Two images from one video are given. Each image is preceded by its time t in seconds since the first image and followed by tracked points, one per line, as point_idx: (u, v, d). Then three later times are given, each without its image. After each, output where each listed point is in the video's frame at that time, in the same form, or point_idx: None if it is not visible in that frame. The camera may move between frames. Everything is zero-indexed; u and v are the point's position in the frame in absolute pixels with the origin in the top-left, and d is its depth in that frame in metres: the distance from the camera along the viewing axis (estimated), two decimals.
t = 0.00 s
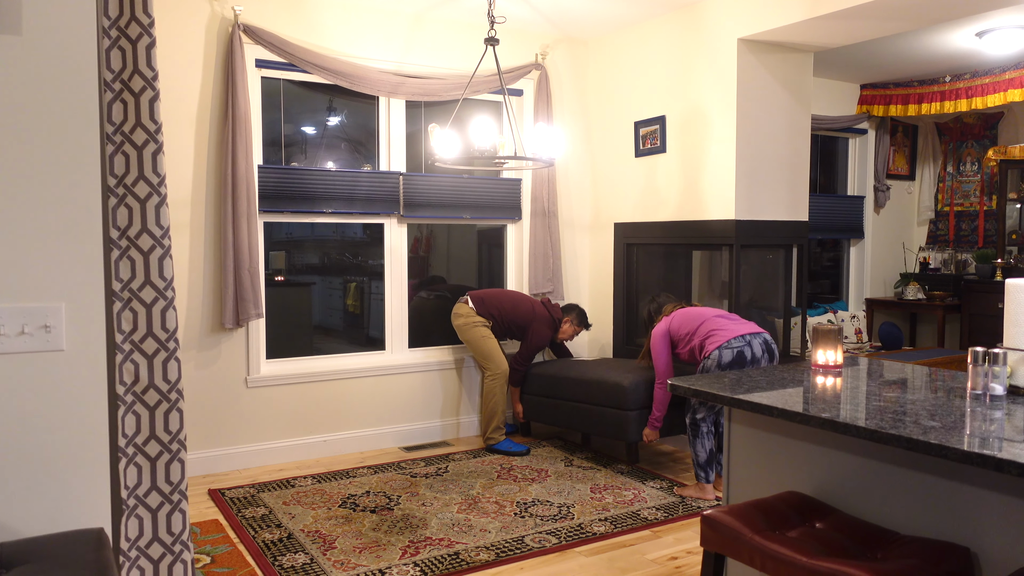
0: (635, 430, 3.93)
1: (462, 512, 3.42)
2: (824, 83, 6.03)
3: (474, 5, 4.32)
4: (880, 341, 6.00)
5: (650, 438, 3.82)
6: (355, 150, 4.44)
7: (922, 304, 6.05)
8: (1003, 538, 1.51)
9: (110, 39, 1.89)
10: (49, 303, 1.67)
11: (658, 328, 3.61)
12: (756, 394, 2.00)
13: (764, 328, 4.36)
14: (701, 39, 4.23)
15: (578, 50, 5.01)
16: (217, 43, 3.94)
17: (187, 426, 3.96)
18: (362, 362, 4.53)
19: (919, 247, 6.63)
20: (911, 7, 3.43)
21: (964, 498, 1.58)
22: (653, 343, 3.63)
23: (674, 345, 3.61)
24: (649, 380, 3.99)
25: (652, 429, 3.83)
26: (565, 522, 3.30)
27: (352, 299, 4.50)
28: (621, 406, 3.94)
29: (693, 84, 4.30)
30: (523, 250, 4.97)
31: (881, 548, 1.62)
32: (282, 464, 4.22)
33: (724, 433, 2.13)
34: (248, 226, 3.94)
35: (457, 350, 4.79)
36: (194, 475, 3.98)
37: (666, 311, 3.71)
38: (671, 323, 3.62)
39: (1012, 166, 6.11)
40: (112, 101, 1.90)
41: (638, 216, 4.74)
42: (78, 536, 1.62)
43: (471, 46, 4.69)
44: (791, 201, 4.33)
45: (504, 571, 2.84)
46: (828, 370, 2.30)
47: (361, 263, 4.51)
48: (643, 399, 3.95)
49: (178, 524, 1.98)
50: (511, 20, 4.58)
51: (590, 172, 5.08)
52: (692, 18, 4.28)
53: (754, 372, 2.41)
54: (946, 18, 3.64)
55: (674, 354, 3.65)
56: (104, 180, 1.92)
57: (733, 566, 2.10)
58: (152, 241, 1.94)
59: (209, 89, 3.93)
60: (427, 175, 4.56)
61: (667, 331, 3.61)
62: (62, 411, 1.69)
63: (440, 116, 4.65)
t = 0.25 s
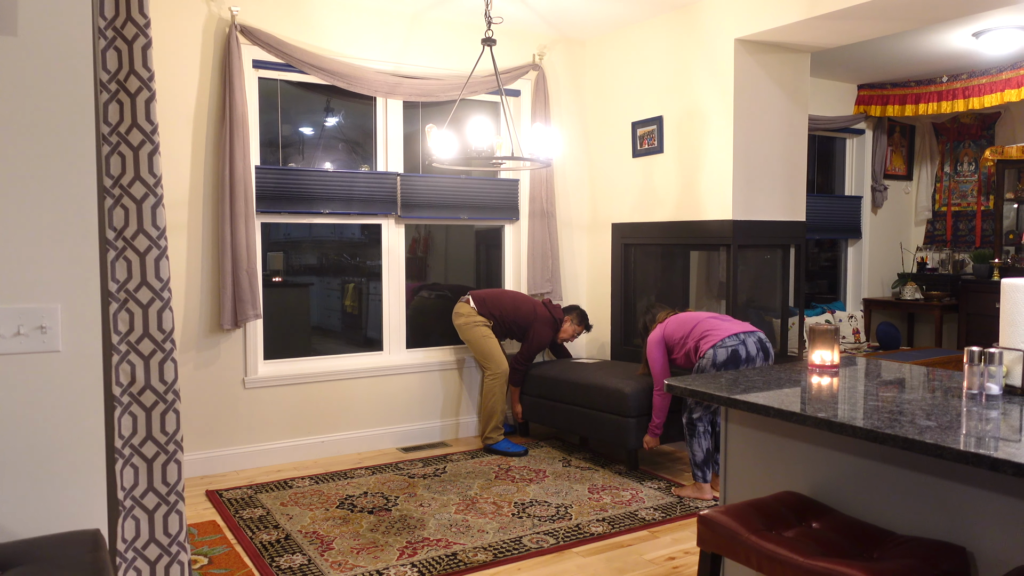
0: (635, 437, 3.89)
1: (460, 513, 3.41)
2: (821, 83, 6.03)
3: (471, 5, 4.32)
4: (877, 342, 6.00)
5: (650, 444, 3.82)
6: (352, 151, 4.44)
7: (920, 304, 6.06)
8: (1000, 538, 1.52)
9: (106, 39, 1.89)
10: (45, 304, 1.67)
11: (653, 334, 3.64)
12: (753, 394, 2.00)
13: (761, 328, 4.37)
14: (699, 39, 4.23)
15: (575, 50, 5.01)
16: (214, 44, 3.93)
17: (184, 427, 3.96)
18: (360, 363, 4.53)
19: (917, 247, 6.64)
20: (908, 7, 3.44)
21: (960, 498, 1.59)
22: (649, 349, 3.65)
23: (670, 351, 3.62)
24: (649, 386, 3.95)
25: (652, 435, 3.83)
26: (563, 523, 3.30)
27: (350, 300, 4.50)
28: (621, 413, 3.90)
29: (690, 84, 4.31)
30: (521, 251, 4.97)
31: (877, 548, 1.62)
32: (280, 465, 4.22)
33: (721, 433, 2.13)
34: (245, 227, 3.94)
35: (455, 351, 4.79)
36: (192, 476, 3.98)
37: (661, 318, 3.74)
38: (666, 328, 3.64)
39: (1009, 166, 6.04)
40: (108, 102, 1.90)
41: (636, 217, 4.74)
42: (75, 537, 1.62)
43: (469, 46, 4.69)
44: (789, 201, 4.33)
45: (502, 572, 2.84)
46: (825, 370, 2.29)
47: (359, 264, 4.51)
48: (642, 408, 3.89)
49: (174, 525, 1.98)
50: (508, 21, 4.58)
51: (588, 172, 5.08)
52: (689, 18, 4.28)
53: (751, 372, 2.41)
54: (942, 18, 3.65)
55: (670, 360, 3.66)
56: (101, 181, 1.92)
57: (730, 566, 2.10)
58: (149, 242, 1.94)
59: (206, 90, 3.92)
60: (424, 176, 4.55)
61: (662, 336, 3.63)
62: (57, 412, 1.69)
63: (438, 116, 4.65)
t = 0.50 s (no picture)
0: (636, 444, 3.87)
1: (456, 515, 3.42)
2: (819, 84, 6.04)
3: (469, 7, 4.32)
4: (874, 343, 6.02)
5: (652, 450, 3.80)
6: (350, 152, 4.44)
7: (917, 306, 6.07)
8: (993, 541, 1.52)
9: (103, 43, 1.89)
10: (41, 307, 1.67)
11: (649, 341, 3.65)
12: (749, 397, 2.00)
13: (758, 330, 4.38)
14: (696, 41, 4.24)
15: (573, 52, 5.02)
16: (211, 45, 3.93)
17: (182, 428, 3.96)
18: (357, 364, 4.53)
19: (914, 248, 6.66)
20: (904, 10, 3.45)
21: (953, 501, 1.59)
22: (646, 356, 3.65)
23: (667, 357, 3.63)
24: (647, 389, 3.95)
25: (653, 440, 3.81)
26: (560, 525, 3.30)
27: (347, 301, 4.50)
28: (621, 419, 3.89)
29: (688, 86, 4.31)
30: (518, 252, 4.97)
31: (872, 551, 1.63)
32: (277, 466, 4.22)
33: (717, 436, 2.13)
34: (243, 228, 3.94)
35: (452, 352, 4.80)
36: (189, 478, 3.98)
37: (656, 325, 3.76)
38: (662, 335, 3.65)
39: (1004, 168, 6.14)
40: (105, 105, 1.90)
41: (633, 218, 4.75)
42: (71, 540, 1.63)
43: (466, 48, 4.70)
44: (786, 203, 4.34)
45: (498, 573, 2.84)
46: (821, 372, 2.30)
47: (357, 265, 4.51)
48: (641, 415, 3.86)
49: (171, 528, 1.98)
50: (506, 23, 4.58)
51: (585, 174, 5.09)
52: (686, 21, 4.29)
53: (747, 375, 2.41)
54: (939, 21, 3.66)
55: (668, 367, 3.66)
56: (98, 184, 1.92)
57: (726, 570, 2.10)
58: (146, 245, 1.94)
59: (203, 91, 3.92)
60: (422, 177, 4.56)
61: (659, 343, 3.64)
62: (54, 415, 1.69)
63: (435, 118, 4.66)
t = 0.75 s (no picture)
0: (637, 450, 3.87)
1: (453, 516, 3.42)
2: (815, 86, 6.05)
3: (466, 9, 4.33)
4: (870, 343, 6.04)
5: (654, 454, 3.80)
6: (347, 154, 4.44)
7: (912, 307, 6.09)
8: (986, 545, 1.53)
9: (99, 47, 1.89)
10: (38, 312, 1.68)
11: (646, 348, 3.65)
12: (745, 401, 2.01)
13: (754, 331, 4.39)
14: (692, 43, 4.25)
15: (570, 54, 5.02)
16: (208, 47, 3.93)
17: (178, 429, 3.96)
18: (354, 365, 4.53)
19: (909, 249, 6.68)
20: (899, 13, 3.46)
21: (947, 505, 1.60)
22: (645, 364, 3.65)
23: (665, 363, 3.62)
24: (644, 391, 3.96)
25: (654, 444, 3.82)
26: (556, 526, 3.31)
27: (344, 302, 4.50)
28: (622, 425, 3.89)
29: (684, 88, 4.32)
30: (515, 253, 4.97)
31: (866, 555, 1.64)
32: (274, 467, 4.22)
33: (713, 439, 2.14)
34: (240, 230, 3.94)
35: (448, 353, 4.80)
36: (186, 479, 3.98)
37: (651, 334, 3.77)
38: (657, 342, 3.65)
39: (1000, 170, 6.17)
40: (101, 109, 1.90)
41: (629, 220, 4.76)
42: (69, 545, 1.63)
43: (463, 49, 4.70)
44: (782, 205, 4.36)
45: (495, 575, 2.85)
46: (816, 376, 2.30)
47: (354, 265, 4.51)
48: (640, 420, 3.85)
49: (168, 531, 1.98)
50: (503, 24, 4.59)
51: (582, 175, 5.09)
52: (683, 23, 4.29)
53: (743, 377, 2.42)
54: (934, 24, 3.67)
55: (667, 373, 3.65)
56: (94, 188, 1.92)
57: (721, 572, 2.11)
58: (143, 249, 1.94)
59: (200, 93, 3.92)
60: (419, 178, 4.56)
61: (656, 350, 3.64)
62: (51, 420, 1.69)
63: (432, 119, 4.66)
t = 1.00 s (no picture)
0: (638, 453, 3.87)
1: (452, 519, 3.43)
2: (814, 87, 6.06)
3: (465, 12, 4.33)
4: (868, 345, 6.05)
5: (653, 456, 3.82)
6: (346, 156, 4.45)
7: (910, 308, 6.10)
8: (981, 549, 1.54)
9: (99, 52, 1.90)
10: (39, 317, 1.68)
11: (644, 352, 3.66)
12: (743, 404, 2.02)
13: (753, 332, 4.40)
14: (691, 46, 4.25)
15: (569, 56, 5.03)
16: (207, 49, 3.94)
17: (178, 431, 3.96)
18: (353, 367, 4.54)
19: (907, 250, 6.69)
20: (897, 16, 3.47)
21: (942, 509, 1.61)
22: (644, 368, 3.67)
23: (664, 367, 3.62)
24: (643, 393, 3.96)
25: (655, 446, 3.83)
26: (555, 529, 3.32)
27: (344, 303, 4.51)
28: (622, 427, 3.90)
29: (682, 90, 4.33)
30: (514, 255, 4.98)
31: (863, 559, 1.65)
32: (273, 469, 4.23)
33: (711, 442, 2.15)
34: (239, 233, 3.95)
35: (447, 355, 4.81)
36: (185, 481, 3.98)
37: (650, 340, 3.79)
38: (655, 345, 3.66)
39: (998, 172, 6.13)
40: (101, 114, 1.91)
41: (628, 222, 4.76)
42: (69, 549, 1.64)
43: (462, 51, 4.71)
44: (780, 207, 4.36)
45: None
46: (814, 379, 2.31)
47: (353, 267, 4.52)
48: (640, 421, 3.86)
49: (168, 535, 1.99)
50: (502, 27, 4.60)
51: (581, 177, 5.10)
52: (682, 25, 4.30)
53: (740, 380, 2.43)
54: (932, 27, 3.68)
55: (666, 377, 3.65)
56: (94, 193, 1.93)
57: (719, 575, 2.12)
58: (142, 253, 1.95)
59: (200, 96, 3.93)
60: (418, 181, 4.57)
61: (653, 353, 3.65)
62: (51, 425, 1.70)
63: (431, 121, 4.67)
